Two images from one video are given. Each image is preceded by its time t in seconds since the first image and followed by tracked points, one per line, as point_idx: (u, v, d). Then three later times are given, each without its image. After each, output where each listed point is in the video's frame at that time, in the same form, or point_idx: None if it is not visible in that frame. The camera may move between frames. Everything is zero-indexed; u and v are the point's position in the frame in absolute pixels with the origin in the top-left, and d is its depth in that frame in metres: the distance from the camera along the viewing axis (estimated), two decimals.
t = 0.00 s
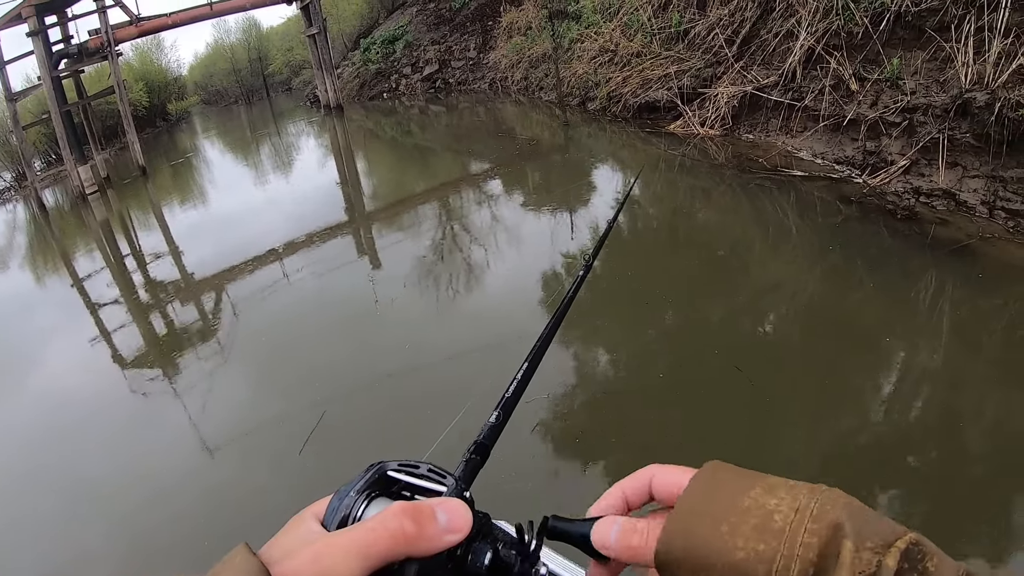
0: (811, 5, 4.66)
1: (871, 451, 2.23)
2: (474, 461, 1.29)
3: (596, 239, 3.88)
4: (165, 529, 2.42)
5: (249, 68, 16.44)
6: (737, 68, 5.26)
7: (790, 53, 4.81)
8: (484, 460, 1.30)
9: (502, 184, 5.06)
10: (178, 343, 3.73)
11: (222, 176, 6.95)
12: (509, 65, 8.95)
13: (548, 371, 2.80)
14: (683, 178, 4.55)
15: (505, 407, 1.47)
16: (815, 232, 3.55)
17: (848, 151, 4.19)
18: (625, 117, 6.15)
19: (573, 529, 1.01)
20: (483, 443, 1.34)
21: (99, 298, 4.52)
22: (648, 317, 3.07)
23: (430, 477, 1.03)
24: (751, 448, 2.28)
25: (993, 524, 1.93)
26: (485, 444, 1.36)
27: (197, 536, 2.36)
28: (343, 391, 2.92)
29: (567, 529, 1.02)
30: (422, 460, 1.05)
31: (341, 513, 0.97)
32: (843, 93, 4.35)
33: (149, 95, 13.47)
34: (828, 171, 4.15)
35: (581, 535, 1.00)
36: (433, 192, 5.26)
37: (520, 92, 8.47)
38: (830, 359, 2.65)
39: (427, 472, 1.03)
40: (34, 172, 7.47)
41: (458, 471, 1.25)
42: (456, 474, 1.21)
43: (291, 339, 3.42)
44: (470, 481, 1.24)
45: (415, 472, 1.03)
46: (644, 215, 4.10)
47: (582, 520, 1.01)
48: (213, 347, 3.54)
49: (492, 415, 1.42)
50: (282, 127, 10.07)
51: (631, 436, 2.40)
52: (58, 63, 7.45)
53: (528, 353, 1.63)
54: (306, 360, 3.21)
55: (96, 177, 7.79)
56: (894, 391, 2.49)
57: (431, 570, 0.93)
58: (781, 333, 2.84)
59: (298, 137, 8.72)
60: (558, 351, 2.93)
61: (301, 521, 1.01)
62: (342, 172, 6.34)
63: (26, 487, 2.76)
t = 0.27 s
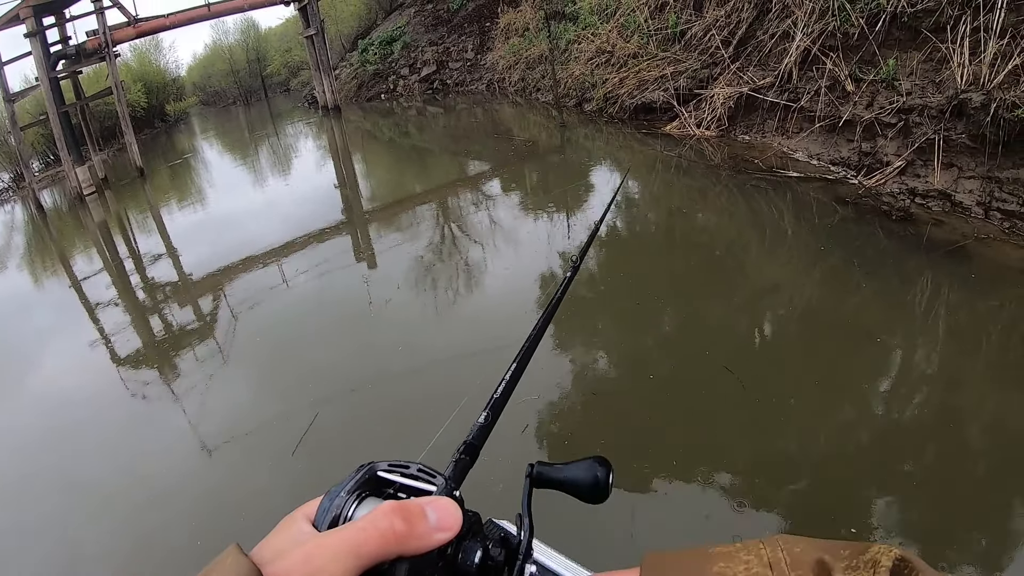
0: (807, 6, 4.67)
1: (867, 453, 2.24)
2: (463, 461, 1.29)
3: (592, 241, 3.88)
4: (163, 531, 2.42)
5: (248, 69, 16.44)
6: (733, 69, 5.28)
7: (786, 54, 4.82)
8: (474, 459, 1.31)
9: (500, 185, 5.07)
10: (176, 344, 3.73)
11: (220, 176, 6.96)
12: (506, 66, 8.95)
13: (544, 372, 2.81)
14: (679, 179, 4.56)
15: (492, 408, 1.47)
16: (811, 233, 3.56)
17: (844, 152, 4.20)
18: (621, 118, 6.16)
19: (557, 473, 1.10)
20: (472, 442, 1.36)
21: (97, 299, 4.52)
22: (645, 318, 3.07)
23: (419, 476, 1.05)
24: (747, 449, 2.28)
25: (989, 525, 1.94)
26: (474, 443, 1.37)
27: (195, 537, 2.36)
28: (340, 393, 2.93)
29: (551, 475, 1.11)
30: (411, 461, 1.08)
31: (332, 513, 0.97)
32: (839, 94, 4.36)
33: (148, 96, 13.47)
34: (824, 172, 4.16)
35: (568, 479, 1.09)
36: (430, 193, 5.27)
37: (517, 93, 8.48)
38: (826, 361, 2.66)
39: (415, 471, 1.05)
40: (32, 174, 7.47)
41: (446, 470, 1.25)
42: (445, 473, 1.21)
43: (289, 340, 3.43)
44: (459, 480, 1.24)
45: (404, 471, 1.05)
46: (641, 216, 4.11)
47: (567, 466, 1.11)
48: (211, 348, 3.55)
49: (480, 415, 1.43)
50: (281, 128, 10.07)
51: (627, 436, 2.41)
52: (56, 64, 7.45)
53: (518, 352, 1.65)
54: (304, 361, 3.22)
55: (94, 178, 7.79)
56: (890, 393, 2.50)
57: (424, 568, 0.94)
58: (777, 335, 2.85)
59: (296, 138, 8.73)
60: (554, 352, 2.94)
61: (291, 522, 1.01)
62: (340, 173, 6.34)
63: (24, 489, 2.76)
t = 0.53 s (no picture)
0: (806, 6, 4.67)
1: (865, 453, 2.25)
2: (460, 465, 1.30)
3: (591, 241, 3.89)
4: (163, 530, 2.43)
5: (248, 67, 16.45)
6: (732, 69, 5.28)
7: (784, 54, 4.82)
8: (470, 464, 1.31)
9: (498, 184, 5.08)
10: (175, 343, 3.74)
11: (220, 175, 6.97)
12: (506, 65, 8.95)
13: (542, 371, 2.81)
14: (677, 179, 4.57)
15: (489, 414, 1.49)
16: (810, 233, 3.56)
17: (842, 152, 4.20)
18: (620, 117, 6.17)
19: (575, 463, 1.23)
20: (468, 447, 1.36)
21: (97, 297, 4.53)
22: (643, 318, 3.08)
23: (418, 481, 1.04)
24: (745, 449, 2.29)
25: (987, 527, 1.94)
26: (470, 447, 1.38)
27: (195, 537, 2.36)
28: (338, 392, 2.93)
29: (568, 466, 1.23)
30: (410, 464, 1.07)
31: (332, 515, 0.98)
32: (837, 94, 4.36)
33: (148, 94, 13.48)
34: (822, 172, 4.16)
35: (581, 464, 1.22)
36: (429, 192, 5.27)
37: (517, 92, 8.48)
38: (825, 361, 2.66)
39: (414, 475, 1.04)
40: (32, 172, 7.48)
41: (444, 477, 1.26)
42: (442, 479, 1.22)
43: (286, 339, 3.43)
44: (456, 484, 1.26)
45: (403, 475, 1.05)
46: (639, 216, 4.11)
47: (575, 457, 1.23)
48: (210, 347, 3.55)
49: (477, 421, 1.45)
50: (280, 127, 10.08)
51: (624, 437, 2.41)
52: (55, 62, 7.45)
53: (515, 356, 1.67)
54: (301, 361, 3.22)
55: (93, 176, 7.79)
56: (888, 394, 2.50)
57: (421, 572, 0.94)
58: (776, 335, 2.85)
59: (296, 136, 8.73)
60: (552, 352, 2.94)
61: (292, 522, 1.02)
62: (339, 172, 6.35)
63: (24, 488, 2.77)
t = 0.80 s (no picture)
0: (803, 8, 4.68)
1: (862, 455, 2.25)
2: (462, 465, 1.30)
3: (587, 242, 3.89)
4: (162, 531, 2.43)
5: (246, 68, 16.46)
6: (729, 70, 5.29)
7: (781, 56, 4.83)
8: (472, 464, 1.31)
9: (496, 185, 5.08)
10: (173, 343, 3.74)
11: (218, 175, 6.97)
12: (504, 66, 8.96)
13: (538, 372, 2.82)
14: (674, 180, 4.57)
15: (491, 415, 1.48)
16: (806, 235, 3.57)
17: (838, 154, 4.21)
18: (617, 118, 6.18)
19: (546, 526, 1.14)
20: (470, 447, 1.36)
21: (95, 297, 4.53)
22: (641, 319, 3.08)
23: (419, 481, 1.04)
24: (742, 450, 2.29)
25: (984, 528, 1.95)
26: (472, 448, 1.38)
27: (194, 537, 2.37)
28: (334, 392, 2.94)
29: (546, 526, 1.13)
30: (411, 464, 1.07)
31: (334, 515, 0.99)
32: (833, 96, 4.37)
33: (147, 94, 13.47)
34: (818, 174, 4.17)
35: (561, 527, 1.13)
36: (426, 193, 5.28)
37: (514, 93, 8.48)
38: (822, 363, 2.67)
39: (416, 475, 1.04)
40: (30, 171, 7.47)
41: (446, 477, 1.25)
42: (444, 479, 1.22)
43: (284, 339, 3.44)
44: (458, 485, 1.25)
45: (405, 475, 1.05)
46: (636, 217, 4.12)
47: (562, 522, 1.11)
48: (207, 347, 3.56)
49: (479, 422, 1.44)
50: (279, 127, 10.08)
51: (621, 438, 2.42)
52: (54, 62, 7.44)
53: (517, 357, 1.66)
54: (298, 361, 3.23)
55: (92, 176, 7.79)
56: (886, 395, 2.51)
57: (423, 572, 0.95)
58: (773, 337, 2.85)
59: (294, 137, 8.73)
60: (548, 353, 2.94)
61: (293, 523, 1.02)
62: (337, 172, 6.36)
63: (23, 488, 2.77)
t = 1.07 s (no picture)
0: (797, 6, 4.68)
1: (856, 452, 2.26)
2: (454, 461, 1.30)
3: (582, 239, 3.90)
4: (158, 528, 2.43)
5: (242, 64, 16.41)
6: (723, 68, 5.29)
7: (775, 54, 4.83)
8: (465, 459, 1.31)
9: (491, 183, 5.08)
10: (168, 340, 3.73)
11: (214, 172, 6.95)
12: (499, 63, 8.95)
13: (531, 369, 2.82)
14: (670, 178, 4.57)
15: (484, 410, 1.47)
16: (801, 233, 3.57)
17: (831, 152, 4.22)
18: (611, 116, 6.18)
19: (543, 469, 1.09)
20: (463, 442, 1.36)
21: (89, 295, 4.52)
22: (635, 317, 3.09)
23: (410, 474, 1.08)
24: (736, 448, 2.30)
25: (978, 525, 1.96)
26: (465, 442, 1.38)
27: (189, 535, 2.37)
28: (328, 389, 2.94)
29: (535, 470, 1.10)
30: (403, 460, 1.10)
31: (327, 508, 0.98)
32: (827, 93, 4.38)
33: (142, 91, 13.42)
34: (813, 171, 4.17)
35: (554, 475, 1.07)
36: (420, 190, 5.27)
37: (510, 90, 8.48)
38: (816, 361, 2.68)
39: (409, 469, 1.07)
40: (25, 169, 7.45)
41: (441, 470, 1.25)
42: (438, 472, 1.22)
43: (278, 337, 3.43)
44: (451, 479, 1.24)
45: (398, 470, 1.08)
46: (631, 214, 4.12)
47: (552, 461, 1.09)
48: (202, 344, 3.56)
49: (472, 416, 1.43)
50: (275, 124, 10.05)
51: (614, 435, 2.42)
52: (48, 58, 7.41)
53: (510, 351, 1.65)
54: (292, 358, 3.23)
55: (86, 173, 7.76)
56: (879, 393, 2.51)
57: (415, 565, 0.96)
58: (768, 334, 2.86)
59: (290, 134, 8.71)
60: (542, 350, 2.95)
61: (287, 518, 1.02)
62: (332, 169, 6.35)
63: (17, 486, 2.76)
